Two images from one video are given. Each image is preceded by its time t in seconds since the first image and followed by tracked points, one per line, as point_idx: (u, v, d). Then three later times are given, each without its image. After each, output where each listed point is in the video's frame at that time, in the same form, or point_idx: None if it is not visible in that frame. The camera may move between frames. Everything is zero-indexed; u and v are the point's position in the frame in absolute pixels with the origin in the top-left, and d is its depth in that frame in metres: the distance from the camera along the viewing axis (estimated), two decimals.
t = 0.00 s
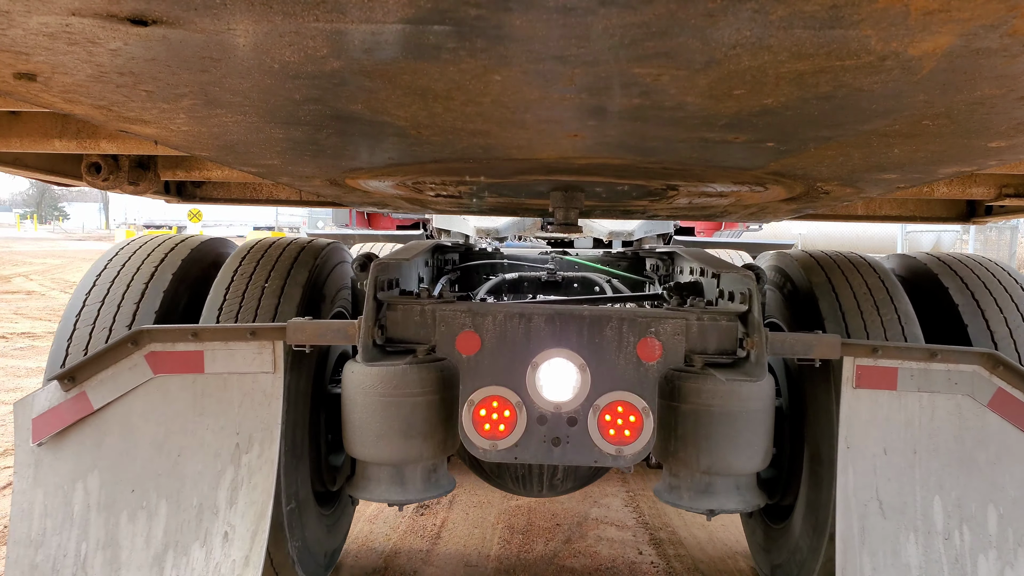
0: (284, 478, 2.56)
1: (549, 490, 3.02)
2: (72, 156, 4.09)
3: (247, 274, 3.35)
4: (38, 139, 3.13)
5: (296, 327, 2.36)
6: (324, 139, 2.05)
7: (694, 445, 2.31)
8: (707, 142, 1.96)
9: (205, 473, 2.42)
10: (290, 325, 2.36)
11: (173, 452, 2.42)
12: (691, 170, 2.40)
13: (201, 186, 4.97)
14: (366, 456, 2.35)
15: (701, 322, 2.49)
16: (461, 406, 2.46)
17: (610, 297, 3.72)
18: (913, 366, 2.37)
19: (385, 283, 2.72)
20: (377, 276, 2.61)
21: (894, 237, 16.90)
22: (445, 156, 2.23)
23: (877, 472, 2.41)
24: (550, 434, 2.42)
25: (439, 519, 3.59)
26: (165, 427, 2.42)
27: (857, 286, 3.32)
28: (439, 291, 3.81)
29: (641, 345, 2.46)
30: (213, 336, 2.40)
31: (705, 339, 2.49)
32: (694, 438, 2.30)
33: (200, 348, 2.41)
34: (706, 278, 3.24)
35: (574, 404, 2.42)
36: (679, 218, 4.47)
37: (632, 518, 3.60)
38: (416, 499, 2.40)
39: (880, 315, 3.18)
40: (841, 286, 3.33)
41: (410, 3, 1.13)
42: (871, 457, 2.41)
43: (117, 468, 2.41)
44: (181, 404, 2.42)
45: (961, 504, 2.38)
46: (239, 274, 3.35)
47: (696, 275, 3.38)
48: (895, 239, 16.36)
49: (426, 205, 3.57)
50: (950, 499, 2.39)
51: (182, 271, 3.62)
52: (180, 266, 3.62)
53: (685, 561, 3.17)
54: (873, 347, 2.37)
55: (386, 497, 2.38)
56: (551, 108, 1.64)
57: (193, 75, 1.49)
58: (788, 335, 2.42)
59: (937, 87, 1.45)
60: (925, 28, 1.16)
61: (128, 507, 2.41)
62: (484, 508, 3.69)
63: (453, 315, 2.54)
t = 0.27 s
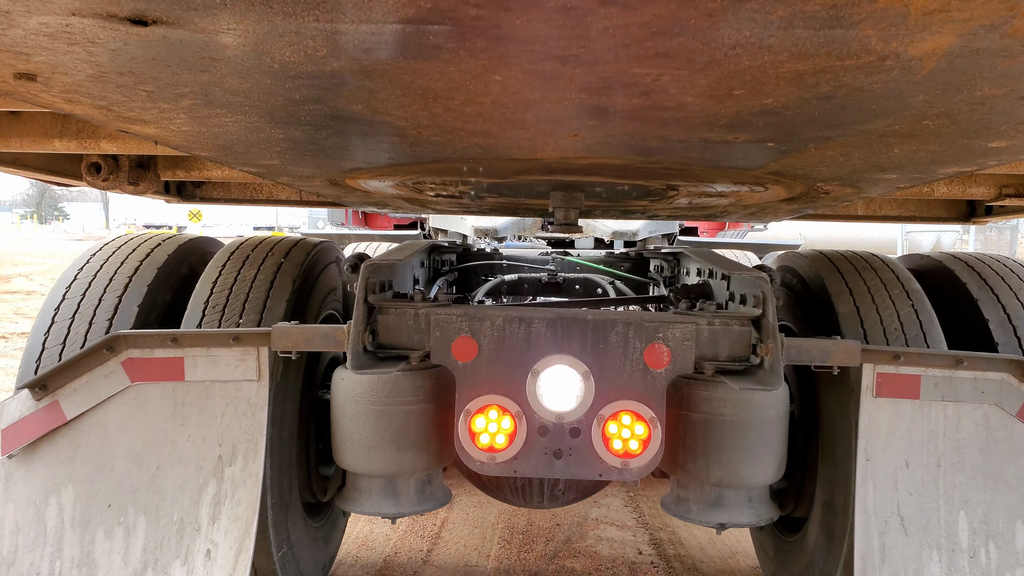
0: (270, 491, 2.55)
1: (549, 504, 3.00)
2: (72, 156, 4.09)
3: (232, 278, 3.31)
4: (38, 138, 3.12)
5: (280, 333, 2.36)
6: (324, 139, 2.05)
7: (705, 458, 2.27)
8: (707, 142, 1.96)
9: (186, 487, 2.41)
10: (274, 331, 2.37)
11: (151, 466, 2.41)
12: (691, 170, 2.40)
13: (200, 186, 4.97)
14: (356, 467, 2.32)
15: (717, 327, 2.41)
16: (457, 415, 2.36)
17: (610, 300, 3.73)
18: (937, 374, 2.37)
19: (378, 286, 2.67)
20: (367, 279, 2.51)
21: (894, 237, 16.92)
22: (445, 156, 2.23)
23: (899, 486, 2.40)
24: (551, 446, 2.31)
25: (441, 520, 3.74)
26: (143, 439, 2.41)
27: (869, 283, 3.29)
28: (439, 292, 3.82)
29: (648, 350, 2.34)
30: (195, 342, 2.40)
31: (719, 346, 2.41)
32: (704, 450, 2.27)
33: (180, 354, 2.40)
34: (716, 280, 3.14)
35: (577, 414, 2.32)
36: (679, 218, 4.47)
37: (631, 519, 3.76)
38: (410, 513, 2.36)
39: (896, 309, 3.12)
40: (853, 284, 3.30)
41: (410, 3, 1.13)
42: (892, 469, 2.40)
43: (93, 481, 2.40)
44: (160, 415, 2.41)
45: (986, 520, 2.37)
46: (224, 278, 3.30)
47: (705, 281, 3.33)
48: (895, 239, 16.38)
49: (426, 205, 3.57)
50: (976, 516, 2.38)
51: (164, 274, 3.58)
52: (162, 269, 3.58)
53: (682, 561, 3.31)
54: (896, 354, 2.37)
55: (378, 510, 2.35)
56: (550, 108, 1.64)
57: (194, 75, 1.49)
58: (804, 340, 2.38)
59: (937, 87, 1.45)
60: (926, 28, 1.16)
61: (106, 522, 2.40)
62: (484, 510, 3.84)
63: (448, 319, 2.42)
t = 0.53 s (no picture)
0: (252, 507, 2.52)
1: (552, 517, 2.86)
2: (72, 156, 4.09)
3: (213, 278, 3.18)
4: (38, 139, 3.12)
5: (264, 339, 2.30)
6: (325, 139, 2.06)
7: (716, 471, 2.25)
8: (707, 142, 1.96)
9: (163, 504, 2.38)
10: (257, 337, 2.30)
11: (127, 481, 2.37)
12: (691, 171, 2.40)
13: (201, 186, 4.97)
14: (343, 481, 2.29)
15: (729, 332, 2.32)
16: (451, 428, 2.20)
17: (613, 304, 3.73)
18: (964, 385, 2.33)
19: (367, 288, 2.53)
20: (356, 281, 2.38)
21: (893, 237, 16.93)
22: (445, 156, 2.23)
23: (925, 502, 2.37)
24: (553, 461, 2.15)
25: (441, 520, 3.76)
26: (118, 452, 2.36)
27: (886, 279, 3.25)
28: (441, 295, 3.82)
29: (655, 359, 2.18)
30: (172, 350, 2.36)
31: (733, 353, 2.33)
32: (719, 464, 2.24)
33: (157, 363, 2.36)
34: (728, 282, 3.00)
35: (580, 426, 2.16)
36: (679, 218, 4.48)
37: (632, 518, 3.78)
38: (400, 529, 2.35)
39: (914, 305, 3.09)
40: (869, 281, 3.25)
41: (410, 3, 1.13)
42: (918, 484, 2.38)
43: (63, 498, 2.34)
44: (136, 427, 2.37)
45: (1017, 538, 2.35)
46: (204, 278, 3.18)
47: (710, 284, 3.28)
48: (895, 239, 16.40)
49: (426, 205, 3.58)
50: (1007, 535, 2.35)
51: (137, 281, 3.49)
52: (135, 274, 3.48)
53: (682, 561, 3.32)
54: (921, 362, 2.33)
55: (368, 527, 2.33)
56: (550, 108, 1.64)
57: (193, 75, 1.49)
58: (824, 349, 2.29)
59: (937, 87, 1.45)
60: (925, 28, 1.16)
61: (76, 540, 2.34)
62: (484, 510, 3.86)
63: (443, 325, 2.28)
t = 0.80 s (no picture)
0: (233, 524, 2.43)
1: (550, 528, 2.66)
2: (73, 156, 4.10)
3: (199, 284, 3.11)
4: (38, 139, 3.12)
5: (246, 348, 2.22)
6: (325, 139, 2.06)
7: (727, 486, 2.18)
8: (707, 142, 1.96)
9: (139, 522, 2.27)
10: (240, 346, 2.22)
11: (100, 499, 2.27)
12: (691, 170, 2.41)
13: (201, 185, 4.98)
14: (332, 496, 2.25)
15: (742, 339, 2.23)
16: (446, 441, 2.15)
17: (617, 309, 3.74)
18: (993, 395, 2.22)
19: (356, 292, 2.45)
20: (344, 286, 2.29)
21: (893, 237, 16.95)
22: (445, 156, 2.24)
23: (952, 521, 2.28)
24: (555, 477, 2.10)
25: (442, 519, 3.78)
26: (91, 469, 2.26)
27: (900, 272, 3.15)
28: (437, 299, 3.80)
29: (665, 368, 2.14)
30: (149, 359, 2.25)
31: (746, 362, 2.24)
32: (731, 479, 2.18)
33: (133, 373, 2.25)
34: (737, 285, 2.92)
35: (584, 441, 2.10)
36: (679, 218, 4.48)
37: (632, 518, 3.79)
38: (390, 544, 2.29)
39: (930, 297, 3.00)
40: (883, 275, 3.15)
41: (410, 3, 1.12)
42: (944, 501, 2.28)
43: (33, 518, 2.23)
44: (110, 442, 2.26)
45: None
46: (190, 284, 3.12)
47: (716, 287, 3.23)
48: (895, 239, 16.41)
49: (426, 205, 3.58)
50: None
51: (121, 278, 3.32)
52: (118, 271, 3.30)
53: (682, 562, 3.32)
54: (947, 371, 2.22)
55: (357, 542, 2.28)
56: (550, 108, 1.64)
57: (193, 75, 1.49)
58: (843, 356, 2.19)
59: (937, 87, 1.45)
60: (925, 28, 1.16)
61: (47, 561, 2.24)
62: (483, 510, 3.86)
63: (437, 331, 2.25)
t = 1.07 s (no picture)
0: (222, 538, 2.44)
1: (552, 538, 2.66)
2: (72, 154, 4.10)
3: (188, 292, 3.08)
4: (38, 137, 3.12)
5: (235, 360, 2.19)
6: (325, 137, 2.06)
7: (734, 497, 2.19)
8: (707, 140, 1.96)
9: (124, 540, 2.27)
10: (229, 358, 2.19)
11: (84, 517, 2.26)
12: (691, 168, 2.41)
13: (201, 184, 4.98)
14: (324, 506, 2.26)
15: (747, 350, 2.19)
16: (445, 456, 2.15)
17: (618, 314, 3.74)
18: (1009, 408, 2.20)
19: (350, 303, 2.43)
20: (337, 295, 2.25)
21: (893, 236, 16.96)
22: (445, 154, 2.24)
23: (967, 537, 2.28)
24: (555, 492, 2.10)
25: (442, 519, 3.78)
26: (76, 485, 2.26)
27: (919, 288, 3.12)
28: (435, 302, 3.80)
29: (669, 380, 2.13)
30: (136, 372, 2.22)
31: (754, 374, 2.20)
32: (738, 491, 2.19)
33: (119, 386, 2.23)
34: (743, 292, 2.91)
35: (585, 455, 2.10)
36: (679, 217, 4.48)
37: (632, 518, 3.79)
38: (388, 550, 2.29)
39: (950, 316, 2.97)
40: (901, 291, 3.12)
41: None
42: (959, 518, 2.28)
43: (15, 535, 2.22)
44: (96, 458, 2.26)
45: None
46: (177, 291, 3.09)
47: (720, 293, 3.20)
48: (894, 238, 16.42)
49: (426, 203, 3.58)
50: None
51: (107, 283, 3.28)
52: (103, 277, 3.26)
53: (682, 562, 3.32)
54: (961, 384, 2.20)
55: (353, 549, 2.27)
56: (550, 106, 1.64)
57: (192, 72, 1.48)
58: (856, 368, 2.16)
59: (938, 84, 1.45)
60: (927, 24, 1.16)
61: None
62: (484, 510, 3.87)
63: (434, 342, 2.22)
